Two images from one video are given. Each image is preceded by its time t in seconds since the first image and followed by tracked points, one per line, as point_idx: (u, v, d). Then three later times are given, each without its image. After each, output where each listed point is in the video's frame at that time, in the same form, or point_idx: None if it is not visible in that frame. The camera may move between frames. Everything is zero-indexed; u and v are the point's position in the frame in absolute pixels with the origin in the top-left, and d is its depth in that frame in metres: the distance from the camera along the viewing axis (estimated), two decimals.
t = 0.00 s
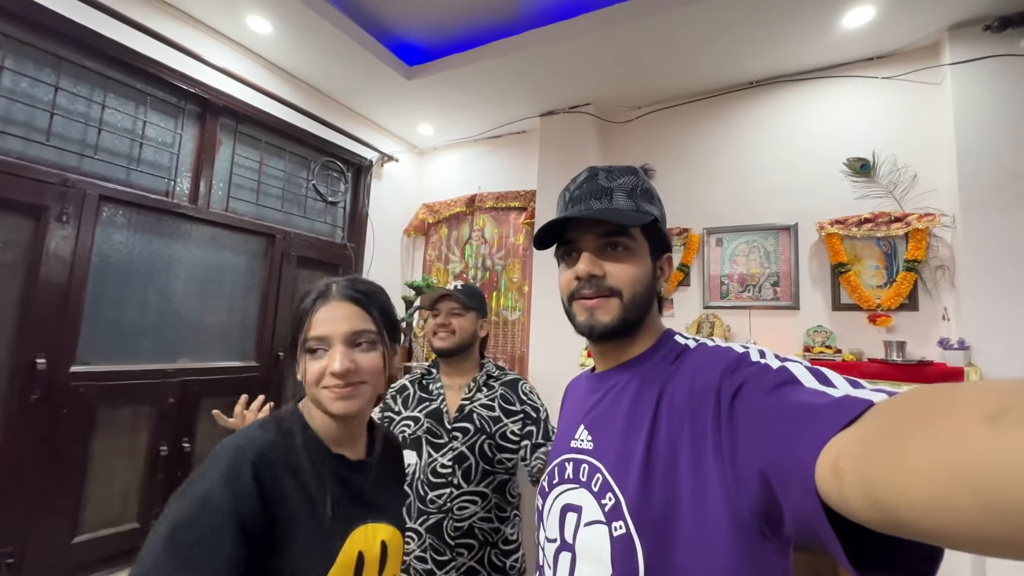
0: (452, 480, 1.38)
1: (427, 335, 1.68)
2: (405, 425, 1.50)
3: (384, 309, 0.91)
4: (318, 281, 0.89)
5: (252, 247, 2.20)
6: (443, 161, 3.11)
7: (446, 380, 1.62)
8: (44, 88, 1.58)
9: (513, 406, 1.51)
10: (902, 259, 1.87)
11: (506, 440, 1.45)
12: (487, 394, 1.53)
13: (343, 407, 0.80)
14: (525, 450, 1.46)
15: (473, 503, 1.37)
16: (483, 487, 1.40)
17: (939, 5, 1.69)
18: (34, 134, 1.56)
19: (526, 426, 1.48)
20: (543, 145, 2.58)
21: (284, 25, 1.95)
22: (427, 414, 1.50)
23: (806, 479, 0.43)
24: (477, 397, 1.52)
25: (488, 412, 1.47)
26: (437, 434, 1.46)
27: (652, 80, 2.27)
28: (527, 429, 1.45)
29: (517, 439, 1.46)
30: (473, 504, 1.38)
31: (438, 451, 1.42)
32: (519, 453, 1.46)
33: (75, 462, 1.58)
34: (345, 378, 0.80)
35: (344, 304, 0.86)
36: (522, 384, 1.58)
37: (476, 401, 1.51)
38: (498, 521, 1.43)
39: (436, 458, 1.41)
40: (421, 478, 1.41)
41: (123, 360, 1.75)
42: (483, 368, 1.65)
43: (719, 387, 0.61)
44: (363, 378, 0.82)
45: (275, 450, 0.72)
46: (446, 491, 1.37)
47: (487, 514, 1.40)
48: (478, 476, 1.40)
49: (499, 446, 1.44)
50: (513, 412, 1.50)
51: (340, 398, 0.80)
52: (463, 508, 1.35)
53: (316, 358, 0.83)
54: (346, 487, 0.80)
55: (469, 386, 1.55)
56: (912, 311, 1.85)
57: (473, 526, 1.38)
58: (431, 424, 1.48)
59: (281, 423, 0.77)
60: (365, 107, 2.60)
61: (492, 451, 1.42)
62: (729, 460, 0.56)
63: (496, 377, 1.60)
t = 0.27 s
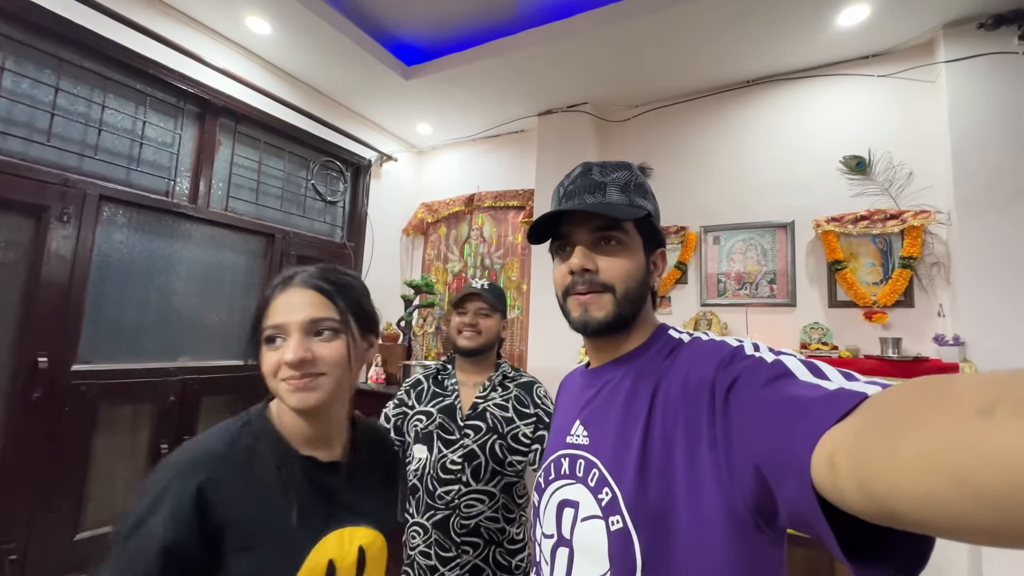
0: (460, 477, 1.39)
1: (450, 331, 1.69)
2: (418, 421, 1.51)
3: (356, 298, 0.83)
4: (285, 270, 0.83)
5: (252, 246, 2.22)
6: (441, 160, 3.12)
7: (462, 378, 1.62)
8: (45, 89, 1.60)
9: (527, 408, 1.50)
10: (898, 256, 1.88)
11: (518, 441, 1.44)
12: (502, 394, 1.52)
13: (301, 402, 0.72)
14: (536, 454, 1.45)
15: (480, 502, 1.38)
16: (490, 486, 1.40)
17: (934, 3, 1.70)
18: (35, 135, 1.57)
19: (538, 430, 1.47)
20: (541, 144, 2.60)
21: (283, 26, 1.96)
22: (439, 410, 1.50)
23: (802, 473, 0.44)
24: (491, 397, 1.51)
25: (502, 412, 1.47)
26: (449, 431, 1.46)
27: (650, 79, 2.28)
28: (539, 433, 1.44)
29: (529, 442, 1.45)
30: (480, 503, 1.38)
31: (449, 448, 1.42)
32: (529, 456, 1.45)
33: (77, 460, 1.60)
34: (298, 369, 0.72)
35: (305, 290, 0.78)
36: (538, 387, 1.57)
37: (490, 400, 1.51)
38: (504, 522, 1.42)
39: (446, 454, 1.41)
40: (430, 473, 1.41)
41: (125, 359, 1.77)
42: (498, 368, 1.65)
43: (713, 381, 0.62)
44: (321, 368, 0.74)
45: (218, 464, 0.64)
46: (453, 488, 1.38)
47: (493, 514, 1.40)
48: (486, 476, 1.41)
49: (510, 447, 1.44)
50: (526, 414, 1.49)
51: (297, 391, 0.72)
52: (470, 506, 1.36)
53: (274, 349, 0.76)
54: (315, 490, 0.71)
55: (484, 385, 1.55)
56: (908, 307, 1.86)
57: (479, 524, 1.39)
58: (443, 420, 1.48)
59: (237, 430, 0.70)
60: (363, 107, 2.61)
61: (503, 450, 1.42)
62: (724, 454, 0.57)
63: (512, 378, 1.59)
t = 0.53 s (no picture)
0: (464, 477, 1.40)
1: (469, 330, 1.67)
2: (429, 417, 1.54)
3: (306, 290, 0.48)
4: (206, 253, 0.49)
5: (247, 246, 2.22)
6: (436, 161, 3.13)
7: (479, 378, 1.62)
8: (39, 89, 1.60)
9: (537, 415, 1.50)
10: (886, 255, 1.91)
11: (525, 447, 1.45)
12: (513, 399, 1.53)
13: (230, 441, 0.42)
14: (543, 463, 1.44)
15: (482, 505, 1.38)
16: (493, 489, 1.39)
17: (921, 6, 1.73)
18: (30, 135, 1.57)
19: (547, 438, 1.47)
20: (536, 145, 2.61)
21: (277, 27, 1.97)
22: (449, 409, 1.53)
23: (803, 473, 0.46)
24: (502, 400, 1.52)
25: (512, 416, 1.47)
26: (458, 430, 1.49)
27: (644, 81, 2.31)
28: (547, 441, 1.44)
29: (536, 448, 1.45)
30: (482, 506, 1.38)
31: (456, 448, 1.44)
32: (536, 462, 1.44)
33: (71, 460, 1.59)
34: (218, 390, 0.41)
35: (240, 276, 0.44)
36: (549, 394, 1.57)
37: (502, 403, 1.51)
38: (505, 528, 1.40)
39: (452, 454, 1.43)
40: (436, 471, 1.44)
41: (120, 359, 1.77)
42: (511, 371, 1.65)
43: (710, 380, 0.64)
44: (248, 379, 0.42)
45: None
46: (456, 488, 1.39)
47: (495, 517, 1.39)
48: (491, 479, 1.41)
49: (517, 452, 1.44)
50: (536, 421, 1.49)
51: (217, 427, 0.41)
52: (473, 507, 1.36)
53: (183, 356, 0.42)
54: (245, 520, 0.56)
55: (497, 387, 1.56)
56: (897, 306, 1.89)
57: (480, 526, 1.38)
58: (452, 420, 1.51)
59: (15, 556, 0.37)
60: (357, 107, 2.62)
61: (510, 455, 1.43)
62: (721, 451, 0.60)
63: (524, 384, 1.59)
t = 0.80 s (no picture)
0: (464, 478, 1.42)
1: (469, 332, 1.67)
2: (428, 417, 1.57)
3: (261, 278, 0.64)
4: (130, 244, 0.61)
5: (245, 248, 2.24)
6: (432, 163, 3.15)
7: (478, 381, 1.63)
8: (39, 94, 1.61)
9: (536, 417, 1.50)
10: (874, 255, 1.95)
11: (524, 449, 1.45)
12: (512, 400, 1.53)
13: (189, 418, 0.53)
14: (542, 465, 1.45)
15: (481, 505, 1.39)
16: (492, 490, 1.41)
17: (906, 12, 1.77)
18: (29, 139, 1.59)
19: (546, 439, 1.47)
20: (531, 147, 2.64)
21: (275, 32, 2.00)
22: (448, 410, 1.55)
23: (807, 475, 0.43)
24: (501, 401, 1.52)
25: (511, 418, 1.47)
26: (457, 431, 1.50)
27: (637, 84, 2.34)
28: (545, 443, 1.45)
29: (535, 449, 1.46)
30: (482, 506, 1.39)
31: (455, 448, 1.46)
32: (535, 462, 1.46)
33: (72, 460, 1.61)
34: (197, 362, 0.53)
35: (213, 258, 0.59)
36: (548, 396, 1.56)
37: (500, 405, 1.52)
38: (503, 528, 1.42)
39: (452, 455, 1.45)
40: (436, 470, 1.47)
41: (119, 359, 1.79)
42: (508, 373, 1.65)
43: (715, 378, 0.61)
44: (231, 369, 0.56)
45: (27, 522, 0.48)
46: (456, 489, 1.41)
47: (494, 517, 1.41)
48: (490, 479, 1.42)
49: (516, 454, 1.45)
50: (535, 423, 1.49)
51: (191, 398, 0.53)
52: (472, 508, 1.38)
53: (163, 335, 0.54)
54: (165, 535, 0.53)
55: (495, 389, 1.56)
56: (885, 305, 1.93)
57: (479, 526, 1.40)
58: (451, 421, 1.53)
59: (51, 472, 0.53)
60: (354, 110, 2.64)
61: (509, 456, 1.44)
62: (724, 452, 0.57)
63: (523, 385, 1.58)
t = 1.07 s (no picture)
0: (444, 475, 1.46)
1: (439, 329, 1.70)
2: (399, 417, 1.56)
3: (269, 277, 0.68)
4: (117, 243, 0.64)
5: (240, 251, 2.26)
6: (425, 166, 3.17)
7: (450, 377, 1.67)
8: (34, 99, 1.62)
9: (508, 410, 1.56)
10: (856, 257, 2.01)
11: (498, 442, 1.52)
12: (485, 395, 1.58)
13: (210, 420, 0.54)
14: (513, 456, 1.53)
15: (464, 500, 1.44)
16: (473, 483, 1.46)
17: (884, 21, 1.83)
18: (23, 144, 1.59)
19: (518, 430, 1.55)
20: (523, 150, 2.68)
21: (269, 37, 2.02)
22: (422, 408, 1.56)
23: (812, 483, 0.44)
24: (474, 396, 1.57)
25: (485, 412, 1.53)
26: (431, 429, 1.52)
27: (626, 89, 2.38)
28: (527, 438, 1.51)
29: (509, 440, 1.53)
30: (463, 500, 1.45)
31: (431, 446, 1.49)
32: (508, 453, 1.53)
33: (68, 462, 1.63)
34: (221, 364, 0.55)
35: (230, 258, 0.62)
36: (518, 390, 1.64)
37: (473, 400, 1.56)
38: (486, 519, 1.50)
39: (429, 453, 1.47)
40: (412, 470, 1.48)
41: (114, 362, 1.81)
42: (479, 370, 1.69)
43: (719, 385, 0.64)
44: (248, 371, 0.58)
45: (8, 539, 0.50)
46: (438, 485, 1.45)
47: (475, 510, 1.46)
48: (469, 473, 1.47)
49: (491, 447, 1.51)
50: (507, 416, 1.56)
51: (209, 400, 0.54)
52: (454, 503, 1.43)
53: (180, 334, 0.56)
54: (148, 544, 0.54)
55: (468, 385, 1.60)
56: (866, 305, 1.99)
57: (462, 520, 1.45)
58: (425, 419, 1.54)
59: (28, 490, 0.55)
60: (348, 113, 2.66)
61: (485, 449, 1.50)
62: (726, 458, 0.60)
63: (495, 380, 1.65)
